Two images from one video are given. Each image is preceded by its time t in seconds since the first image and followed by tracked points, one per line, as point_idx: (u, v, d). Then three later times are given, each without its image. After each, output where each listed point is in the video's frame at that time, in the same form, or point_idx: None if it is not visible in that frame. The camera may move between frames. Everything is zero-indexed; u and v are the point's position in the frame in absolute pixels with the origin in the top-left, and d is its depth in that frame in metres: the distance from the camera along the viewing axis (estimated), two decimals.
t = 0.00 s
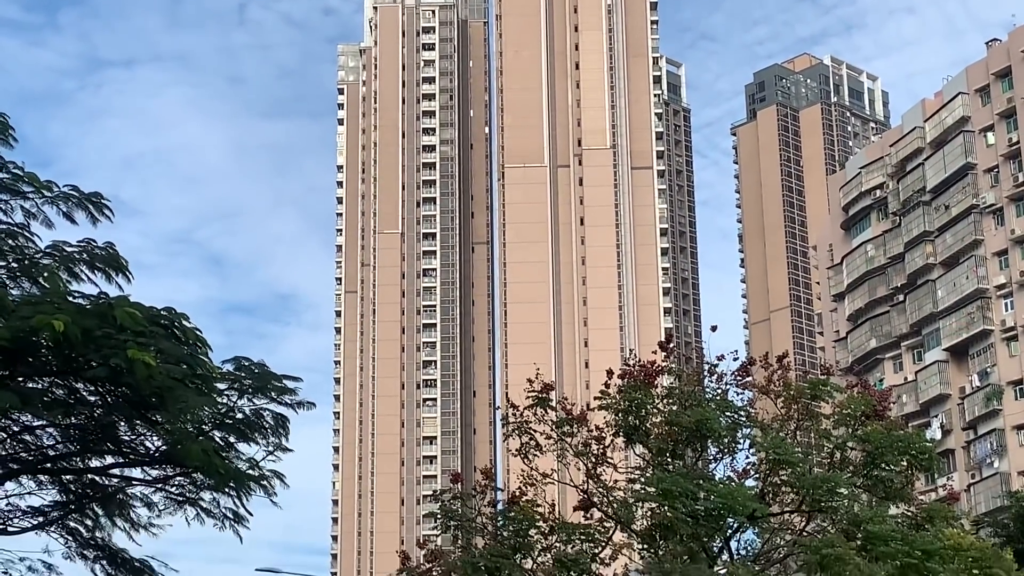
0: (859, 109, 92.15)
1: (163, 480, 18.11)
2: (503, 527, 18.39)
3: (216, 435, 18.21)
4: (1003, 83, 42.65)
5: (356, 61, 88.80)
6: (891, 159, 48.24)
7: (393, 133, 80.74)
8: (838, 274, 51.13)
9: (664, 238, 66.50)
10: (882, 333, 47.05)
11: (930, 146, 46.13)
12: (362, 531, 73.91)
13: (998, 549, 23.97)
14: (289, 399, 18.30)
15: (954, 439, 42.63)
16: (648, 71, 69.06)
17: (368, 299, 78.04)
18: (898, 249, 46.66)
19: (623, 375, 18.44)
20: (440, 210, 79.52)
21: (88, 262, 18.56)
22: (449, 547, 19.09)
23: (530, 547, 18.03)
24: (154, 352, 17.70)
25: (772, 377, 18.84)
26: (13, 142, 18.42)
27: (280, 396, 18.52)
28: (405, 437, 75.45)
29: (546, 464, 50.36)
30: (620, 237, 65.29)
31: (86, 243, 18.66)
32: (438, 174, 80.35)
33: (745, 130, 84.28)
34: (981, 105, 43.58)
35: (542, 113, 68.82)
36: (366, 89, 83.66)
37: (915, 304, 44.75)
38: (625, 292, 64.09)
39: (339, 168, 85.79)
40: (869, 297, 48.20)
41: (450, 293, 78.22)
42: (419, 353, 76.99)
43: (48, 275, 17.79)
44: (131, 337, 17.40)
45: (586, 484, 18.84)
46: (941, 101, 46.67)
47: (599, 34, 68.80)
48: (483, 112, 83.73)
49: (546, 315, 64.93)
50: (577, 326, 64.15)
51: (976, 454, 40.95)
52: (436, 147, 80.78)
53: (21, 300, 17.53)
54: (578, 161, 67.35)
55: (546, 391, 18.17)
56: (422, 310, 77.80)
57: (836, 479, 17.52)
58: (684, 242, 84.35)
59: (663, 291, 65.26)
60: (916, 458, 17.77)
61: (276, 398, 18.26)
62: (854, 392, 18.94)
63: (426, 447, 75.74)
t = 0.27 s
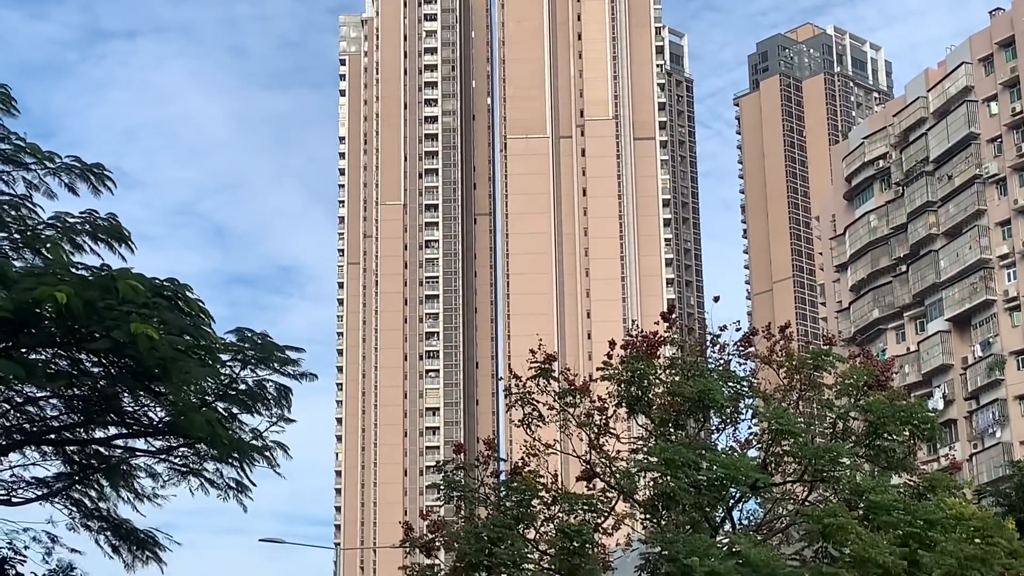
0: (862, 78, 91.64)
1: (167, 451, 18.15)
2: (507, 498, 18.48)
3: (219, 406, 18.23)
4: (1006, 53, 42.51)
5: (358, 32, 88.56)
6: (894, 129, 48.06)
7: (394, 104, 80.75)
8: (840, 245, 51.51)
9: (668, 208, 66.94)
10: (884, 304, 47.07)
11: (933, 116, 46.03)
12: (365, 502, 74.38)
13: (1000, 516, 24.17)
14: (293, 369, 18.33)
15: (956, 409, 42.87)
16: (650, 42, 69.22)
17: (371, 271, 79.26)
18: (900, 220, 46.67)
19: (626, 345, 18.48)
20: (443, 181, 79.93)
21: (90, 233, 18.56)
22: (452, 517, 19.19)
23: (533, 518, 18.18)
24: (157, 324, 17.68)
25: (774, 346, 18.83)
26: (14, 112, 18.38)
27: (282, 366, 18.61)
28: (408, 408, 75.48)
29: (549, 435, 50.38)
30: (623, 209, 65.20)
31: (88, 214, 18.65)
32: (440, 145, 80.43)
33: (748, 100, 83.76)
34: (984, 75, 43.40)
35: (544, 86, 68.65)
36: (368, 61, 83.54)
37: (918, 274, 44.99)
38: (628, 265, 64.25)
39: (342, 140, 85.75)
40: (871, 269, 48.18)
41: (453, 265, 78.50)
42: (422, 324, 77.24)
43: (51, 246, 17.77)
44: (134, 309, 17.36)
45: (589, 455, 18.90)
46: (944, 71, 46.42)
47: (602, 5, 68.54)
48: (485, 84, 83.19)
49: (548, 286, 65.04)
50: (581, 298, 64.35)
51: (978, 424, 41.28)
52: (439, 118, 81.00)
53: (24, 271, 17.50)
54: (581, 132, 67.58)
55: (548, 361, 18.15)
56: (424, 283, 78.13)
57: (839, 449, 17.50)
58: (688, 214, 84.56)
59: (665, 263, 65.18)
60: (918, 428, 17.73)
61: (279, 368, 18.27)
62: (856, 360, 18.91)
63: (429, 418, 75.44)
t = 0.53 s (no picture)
0: (866, 50, 91.24)
1: (170, 423, 18.15)
2: (509, 469, 18.46)
3: (221, 377, 18.22)
4: (1011, 23, 42.34)
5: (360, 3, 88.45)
6: (897, 101, 47.92)
7: (396, 75, 80.81)
8: (844, 216, 50.92)
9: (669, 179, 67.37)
10: (887, 275, 47.03)
11: (936, 87, 45.94)
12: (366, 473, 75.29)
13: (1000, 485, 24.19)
14: (295, 341, 18.34)
15: (958, 380, 42.93)
16: (653, 12, 69.21)
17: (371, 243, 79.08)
18: (903, 191, 46.57)
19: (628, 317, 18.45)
20: (444, 154, 80.24)
21: (93, 204, 18.58)
22: (455, 488, 19.24)
23: (535, 489, 18.22)
24: (159, 296, 17.69)
25: (776, 317, 18.84)
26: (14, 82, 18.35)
27: (284, 337, 18.63)
28: (410, 381, 76.50)
29: (552, 406, 50.39)
30: (625, 180, 65.71)
31: (90, 185, 18.67)
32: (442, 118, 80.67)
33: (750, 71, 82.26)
34: (988, 46, 43.26)
35: (546, 54, 69.30)
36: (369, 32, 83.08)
37: (920, 246, 44.91)
38: (630, 237, 64.55)
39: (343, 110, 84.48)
40: (875, 240, 48.17)
41: (455, 238, 79.41)
42: (423, 297, 77.95)
43: (54, 218, 17.79)
44: (136, 282, 17.35)
45: (591, 426, 18.95)
46: (947, 42, 46.20)
47: None
48: (487, 54, 83.96)
49: (551, 259, 65.74)
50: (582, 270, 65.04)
51: (981, 395, 41.12)
52: (441, 90, 81.22)
53: (27, 243, 17.50)
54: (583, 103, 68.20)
55: (551, 333, 18.15)
56: (428, 255, 79.03)
57: (840, 420, 17.54)
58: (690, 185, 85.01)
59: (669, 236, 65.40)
60: (920, 399, 17.75)
61: (282, 340, 18.28)
62: (859, 332, 18.92)
63: (432, 391, 76.73)
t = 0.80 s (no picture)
0: (867, 23, 90.93)
1: (172, 395, 18.15)
2: (511, 442, 18.49)
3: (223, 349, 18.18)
4: None
5: None
6: (899, 73, 47.79)
7: (399, 49, 85.16)
8: (845, 189, 51.68)
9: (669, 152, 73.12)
10: (888, 248, 47.45)
11: (938, 60, 45.88)
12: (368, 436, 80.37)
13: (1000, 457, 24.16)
14: (297, 314, 18.31)
15: (959, 353, 43.07)
16: None
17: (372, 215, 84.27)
18: (904, 163, 46.84)
19: (630, 290, 18.45)
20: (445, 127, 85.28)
21: (94, 177, 18.56)
22: (456, 461, 19.24)
23: (537, 462, 18.23)
24: (160, 270, 17.55)
25: (778, 290, 18.81)
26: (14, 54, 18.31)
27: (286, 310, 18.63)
28: (412, 352, 82.22)
29: (552, 378, 50.48)
30: (625, 153, 71.96)
31: (91, 158, 18.65)
32: (443, 90, 85.46)
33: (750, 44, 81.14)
34: (990, 18, 43.13)
35: (548, 31, 75.44)
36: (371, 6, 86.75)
37: (922, 218, 45.07)
38: (632, 208, 70.64)
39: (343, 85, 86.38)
40: (876, 213, 48.67)
41: (456, 211, 84.53)
42: (425, 270, 83.42)
43: (55, 190, 17.74)
44: (138, 255, 17.19)
45: (592, 398, 18.97)
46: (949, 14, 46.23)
47: None
48: (487, 28, 88.49)
49: (553, 231, 71.79)
50: (582, 241, 70.82)
51: (982, 368, 41.37)
52: (441, 63, 85.59)
53: (28, 215, 17.42)
54: (582, 78, 74.15)
55: (552, 306, 18.12)
56: (428, 228, 84.22)
57: (842, 392, 17.56)
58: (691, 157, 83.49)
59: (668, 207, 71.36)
60: (921, 370, 17.75)
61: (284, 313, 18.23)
62: (860, 305, 18.93)
63: (433, 362, 82.32)
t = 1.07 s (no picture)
0: None
1: (173, 368, 18.18)
2: (511, 414, 18.53)
3: (224, 322, 18.17)
4: None
5: None
6: (901, 45, 47.91)
7: (399, 23, 88.39)
8: (845, 161, 51.74)
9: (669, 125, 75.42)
10: (890, 221, 47.54)
11: (940, 32, 45.84)
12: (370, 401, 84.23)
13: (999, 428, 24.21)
14: (299, 287, 18.28)
15: (960, 325, 43.29)
16: None
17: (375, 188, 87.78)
18: (905, 136, 46.74)
19: (631, 263, 18.39)
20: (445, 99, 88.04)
21: (94, 151, 18.49)
22: (457, 434, 19.28)
23: (538, 434, 18.29)
24: (161, 243, 17.34)
25: (778, 263, 18.79)
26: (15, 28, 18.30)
27: (287, 283, 18.63)
28: (412, 326, 85.59)
29: (554, 351, 50.52)
30: (626, 127, 73.98)
31: (91, 132, 18.58)
32: (442, 63, 88.31)
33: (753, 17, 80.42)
34: None
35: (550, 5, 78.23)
36: None
37: (923, 190, 44.93)
38: (631, 182, 72.67)
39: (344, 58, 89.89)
40: (877, 185, 48.70)
41: (457, 184, 87.61)
42: (426, 244, 87.00)
43: (55, 163, 17.66)
44: (139, 230, 16.97)
45: (593, 370, 18.98)
46: None
47: None
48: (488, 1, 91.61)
49: (554, 206, 74.27)
50: (582, 215, 73.24)
51: (982, 340, 41.65)
52: (441, 36, 88.52)
53: (28, 188, 17.27)
54: (584, 50, 75.97)
55: (553, 279, 18.08)
56: (428, 202, 87.33)
57: (842, 364, 17.60)
58: (693, 131, 79.32)
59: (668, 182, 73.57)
60: (922, 343, 17.78)
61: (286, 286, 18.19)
62: (861, 278, 18.95)
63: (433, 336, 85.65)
